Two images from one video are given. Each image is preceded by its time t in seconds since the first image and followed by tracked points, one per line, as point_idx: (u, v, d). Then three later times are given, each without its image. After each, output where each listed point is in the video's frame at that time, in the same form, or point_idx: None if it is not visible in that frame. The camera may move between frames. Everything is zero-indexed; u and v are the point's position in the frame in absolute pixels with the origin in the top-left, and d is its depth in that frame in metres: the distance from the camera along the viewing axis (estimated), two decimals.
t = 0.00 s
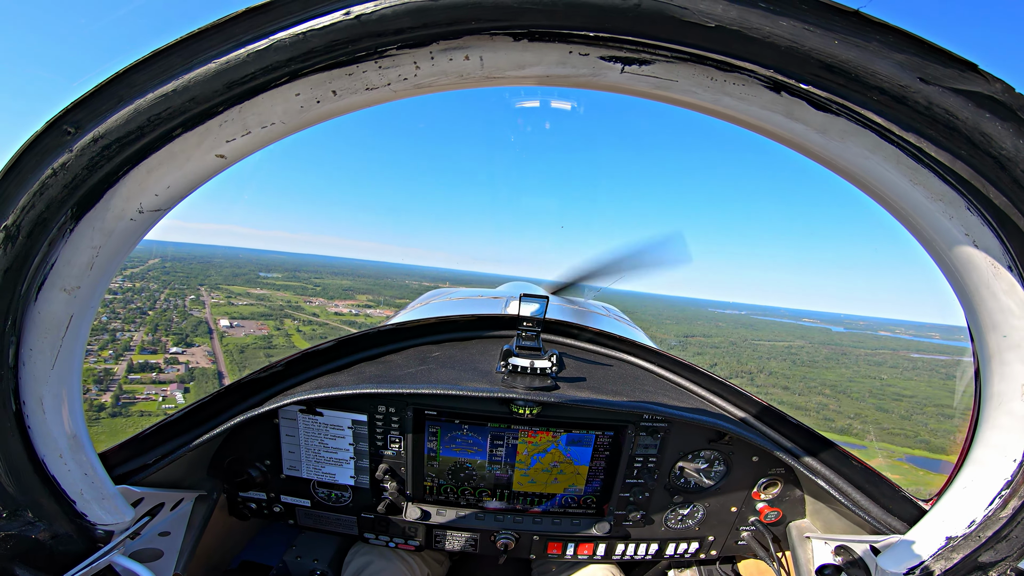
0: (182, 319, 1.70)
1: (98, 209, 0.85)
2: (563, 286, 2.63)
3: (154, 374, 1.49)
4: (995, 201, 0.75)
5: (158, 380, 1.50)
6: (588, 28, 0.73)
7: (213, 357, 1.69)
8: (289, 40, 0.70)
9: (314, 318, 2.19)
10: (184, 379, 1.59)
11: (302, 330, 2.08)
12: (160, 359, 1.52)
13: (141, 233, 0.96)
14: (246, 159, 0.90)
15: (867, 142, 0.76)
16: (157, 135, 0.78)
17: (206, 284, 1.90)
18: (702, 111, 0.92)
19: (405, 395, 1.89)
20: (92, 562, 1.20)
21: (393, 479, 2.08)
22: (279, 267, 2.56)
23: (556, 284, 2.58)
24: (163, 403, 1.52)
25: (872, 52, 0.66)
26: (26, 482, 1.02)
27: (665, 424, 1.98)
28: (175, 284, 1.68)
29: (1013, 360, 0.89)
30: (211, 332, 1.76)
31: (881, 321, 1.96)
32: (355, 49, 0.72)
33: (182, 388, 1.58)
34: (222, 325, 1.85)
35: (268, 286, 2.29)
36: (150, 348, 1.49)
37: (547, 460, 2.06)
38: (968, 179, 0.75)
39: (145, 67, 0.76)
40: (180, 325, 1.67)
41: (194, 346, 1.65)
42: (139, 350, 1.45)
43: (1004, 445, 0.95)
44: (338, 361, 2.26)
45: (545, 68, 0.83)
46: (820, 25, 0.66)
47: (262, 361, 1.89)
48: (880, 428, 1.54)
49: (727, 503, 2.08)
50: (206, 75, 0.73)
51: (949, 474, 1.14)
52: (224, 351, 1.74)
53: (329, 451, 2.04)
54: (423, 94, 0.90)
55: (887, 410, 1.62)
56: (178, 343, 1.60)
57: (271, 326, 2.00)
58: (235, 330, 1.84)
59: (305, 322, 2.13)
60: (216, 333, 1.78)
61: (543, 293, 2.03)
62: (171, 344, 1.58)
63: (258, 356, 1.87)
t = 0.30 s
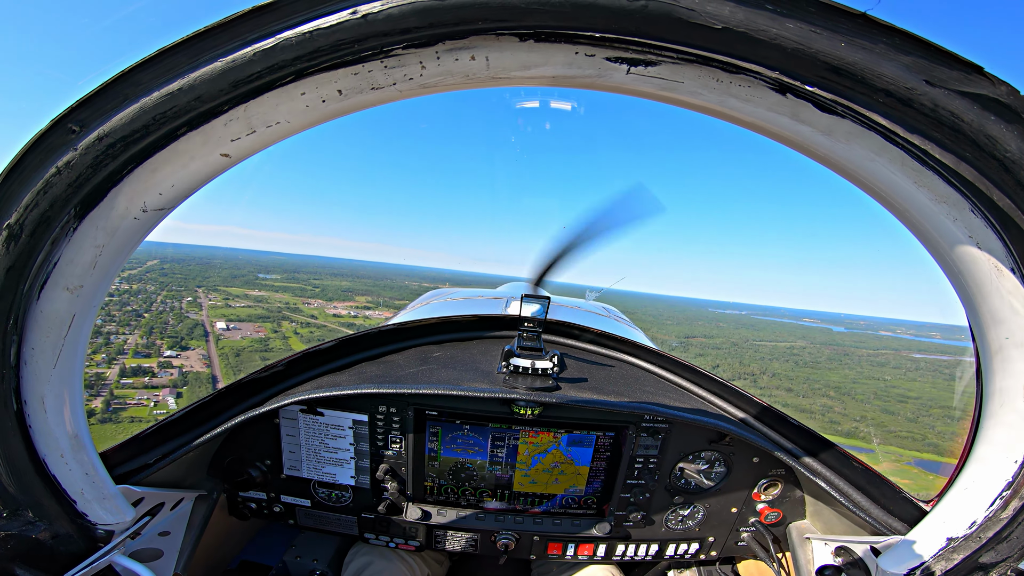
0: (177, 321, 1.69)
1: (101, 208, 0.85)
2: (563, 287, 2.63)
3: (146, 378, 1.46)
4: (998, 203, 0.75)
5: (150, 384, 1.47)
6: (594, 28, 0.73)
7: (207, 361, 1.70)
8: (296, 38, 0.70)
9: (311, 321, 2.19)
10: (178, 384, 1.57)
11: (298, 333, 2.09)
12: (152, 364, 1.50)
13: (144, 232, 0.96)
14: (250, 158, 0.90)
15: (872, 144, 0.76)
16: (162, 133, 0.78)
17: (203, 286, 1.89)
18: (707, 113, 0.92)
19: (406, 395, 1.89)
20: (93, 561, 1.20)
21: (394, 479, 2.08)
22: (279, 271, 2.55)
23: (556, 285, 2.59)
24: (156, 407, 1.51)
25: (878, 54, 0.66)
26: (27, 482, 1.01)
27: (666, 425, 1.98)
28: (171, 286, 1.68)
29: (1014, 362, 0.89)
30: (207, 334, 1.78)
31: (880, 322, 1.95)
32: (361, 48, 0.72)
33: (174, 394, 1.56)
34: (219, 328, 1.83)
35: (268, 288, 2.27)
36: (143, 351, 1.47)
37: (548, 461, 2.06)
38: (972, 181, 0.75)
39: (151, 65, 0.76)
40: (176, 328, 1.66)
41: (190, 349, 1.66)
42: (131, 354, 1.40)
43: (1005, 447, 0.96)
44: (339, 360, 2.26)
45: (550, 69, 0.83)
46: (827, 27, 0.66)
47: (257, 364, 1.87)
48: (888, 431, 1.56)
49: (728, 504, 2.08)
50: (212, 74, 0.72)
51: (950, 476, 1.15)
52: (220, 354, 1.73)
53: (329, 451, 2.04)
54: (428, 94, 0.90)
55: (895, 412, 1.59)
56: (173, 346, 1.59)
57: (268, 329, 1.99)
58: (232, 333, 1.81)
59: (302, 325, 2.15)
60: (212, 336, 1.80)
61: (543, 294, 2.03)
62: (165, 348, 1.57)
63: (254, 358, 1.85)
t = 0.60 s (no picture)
0: (173, 322, 1.65)
1: (104, 206, 0.85)
2: (563, 287, 2.63)
3: (138, 383, 1.42)
4: (1000, 206, 0.76)
5: (143, 388, 1.45)
6: (599, 30, 0.73)
7: (202, 364, 1.66)
8: (301, 38, 0.70)
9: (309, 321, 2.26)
10: (171, 388, 1.54)
11: (296, 335, 2.08)
12: (146, 368, 1.48)
13: (147, 231, 0.95)
14: (253, 157, 0.90)
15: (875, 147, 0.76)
16: (165, 132, 0.77)
17: (201, 287, 1.99)
18: (710, 115, 0.92)
19: (406, 395, 1.88)
20: (91, 561, 1.19)
21: (393, 479, 2.08)
22: (280, 274, 2.62)
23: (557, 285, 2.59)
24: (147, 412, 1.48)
25: (883, 57, 0.67)
26: (27, 481, 1.01)
27: (666, 426, 1.98)
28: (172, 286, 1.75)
29: (1015, 365, 0.89)
30: (204, 336, 1.75)
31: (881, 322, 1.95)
32: (366, 48, 0.72)
33: (167, 399, 1.53)
34: (215, 330, 1.84)
35: (266, 289, 2.35)
36: (137, 355, 1.43)
37: (548, 461, 2.06)
38: (975, 184, 0.76)
39: (155, 64, 0.75)
40: (172, 330, 1.60)
41: (185, 351, 1.59)
42: (125, 357, 1.36)
43: (1004, 448, 0.96)
44: (339, 360, 2.26)
45: (554, 70, 0.83)
46: (832, 29, 0.66)
47: (254, 367, 1.88)
48: (894, 435, 1.52)
49: (726, 505, 2.09)
50: (216, 74, 0.72)
51: (948, 477, 1.15)
52: (215, 357, 1.71)
53: (328, 451, 2.03)
54: (432, 94, 0.90)
55: (901, 415, 1.56)
56: (168, 349, 1.53)
57: (265, 331, 2.00)
58: (228, 335, 1.81)
59: (300, 326, 2.17)
60: (209, 338, 1.77)
61: (544, 294, 2.03)
62: (159, 351, 1.51)
63: (251, 361, 1.84)
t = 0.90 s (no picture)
0: (172, 326, 1.67)
1: (105, 206, 0.85)
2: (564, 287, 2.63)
3: (131, 388, 1.40)
4: (1001, 208, 0.76)
5: (136, 393, 1.43)
6: (601, 31, 0.73)
7: (198, 368, 1.67)
8: (303, 38, 0.70)
9: (309, 323, 2.24)
10: (165, 392, 1.55)
11: (295, 337, 2.07)
12: (142, 371, 1.49)
13: (147, 230, 0.95)
14: (255, 157, 0.90)
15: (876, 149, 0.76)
16: (167, 132, 0.77)
17: (200, 288, 2.00)
18: (712, 116, 0.92)
19: (405, 395, 1.89)
20: (90, 561, 1.19)
21: (393, 479, 2.07)
22: (279, 275, 2.63)
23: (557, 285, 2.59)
24: (140, 417, 1.47)
25: (884, 60, 0.67)
26: (26, 480, 1.01)
27: (665, 426, 1.98)
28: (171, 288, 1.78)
29: (1015, 367, 0.90)
30: (201, 339, 1.77)
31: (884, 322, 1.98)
32: (368, 48, 0.72)
33: (160, 403, 1.54)
34: (213, 332, 1.85)
35: (266, 291, 2.35)
36: (133, 358, 1.41)
37: (547, 461, 2.06)
38: (976, 186, 0.76)
39: (156, 63, 0.75)
40: (169, 332, 1.64)
41: (180, 355, 1.63)
42: (120, 361, 1.34)
43: (1002, 449, 0.97)
44: (338, 360, 2.26)
45: (556, 71, 0.83)
46: (834, 32, 0.67)
47: (252, 368, 1.87)
48: (903, 438, 1.40)
49: (725, 505, 2.10)
50: (219, 73, 0.72)
51: (946, 478, 1.16)
52: (211, 360, 1.72)
53: (328, 451, 2.03)
54: (434, 95, 0.90)
55: (907, 416, 1.45)
56: (164, 352, 1.58)
57: (263, 334, 1.98)
58: (225, 338, 1.82)
59: (298, 328, 2.16)
60: (205, 341, 1.78)
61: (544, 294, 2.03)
62: (155, 354, 1.55)
63: (247, 364, 1.85)
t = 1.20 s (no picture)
0: (169, 328, 1.64)
1: (105, 205, 0.85)
2: (564, 287, 2.64)
3: (126, 392, 1.33)
4: (999, 208, 0.76)
5: (131, 398, 1.36)
6: (602, 31, 0.73)
7: (194, 371, 1.63)
8: (304, 37, 0.70)
9: (309, 325, 2.23)
10: (159, 397, 1.50)
11: (293, 339, 2.06)
12: (137, 375, 1.42)
13: (147, 229, 0.95)
14: (255, 156, 0.89)
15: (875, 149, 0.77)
16: (167, 131, 0.77)
17: (199, 290, 1.97)
18: (712, 117, 0.92)
19: (405, 394, 1.89)
20: (89, 560, 1.18)
21: (392, 478, 2.07)
22: (279, 276, 2.64)
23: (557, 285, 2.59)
24: (133, 422, 1.40)
25: (885, 60, 0.67)
26: (25, 480, 1.01)
27: (664, 426, 1.98)
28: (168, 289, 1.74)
29: (1013, 368, 0.90)
30: (199, 341, 1.73)
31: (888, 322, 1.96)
32: (369, 47, 0.72)
33: (153, 408, 1.48)
34: (211, 335, 1.80)
35: (266, 292, 2.36)
36: (128, 361, 1.36)
37: (546, 461, 2.06)
38: (975, 186, 0.76)
39: (156, 63, 0.75)
40: (167, 334, 1.61)
41: (178, 357, 1.59)
42: (115, 364, 1.28)
43: (1001, 449, 0.97)
44: (338, 360, 2.25)
45: (557, 71, 0.83)
46: (834, 32, 0.67)
47: (251, 367, 1.87)
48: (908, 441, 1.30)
49: (724, 505, 2.10)
50: (219, 72, 0.72)
51: (946, 478, 1.15)
52: (209, 363, 1.70)
53: (327, 450, 2.03)
54: (434, 94, 0.90)
55: (914, 419, 1.31)
56: (160, 355, 1.53)
57: (263, 336, 1.97)
58: (223, 340, 1.80)
59: (297, 331, 2.15)
60: (204, 343, 1.75)
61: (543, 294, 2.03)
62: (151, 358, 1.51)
63: (244, 367, 1.84)
